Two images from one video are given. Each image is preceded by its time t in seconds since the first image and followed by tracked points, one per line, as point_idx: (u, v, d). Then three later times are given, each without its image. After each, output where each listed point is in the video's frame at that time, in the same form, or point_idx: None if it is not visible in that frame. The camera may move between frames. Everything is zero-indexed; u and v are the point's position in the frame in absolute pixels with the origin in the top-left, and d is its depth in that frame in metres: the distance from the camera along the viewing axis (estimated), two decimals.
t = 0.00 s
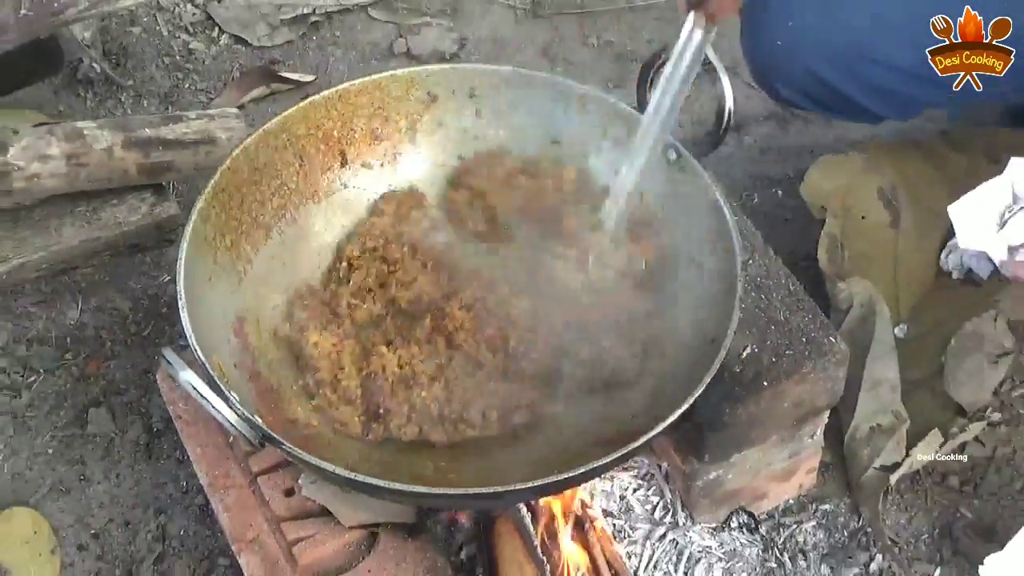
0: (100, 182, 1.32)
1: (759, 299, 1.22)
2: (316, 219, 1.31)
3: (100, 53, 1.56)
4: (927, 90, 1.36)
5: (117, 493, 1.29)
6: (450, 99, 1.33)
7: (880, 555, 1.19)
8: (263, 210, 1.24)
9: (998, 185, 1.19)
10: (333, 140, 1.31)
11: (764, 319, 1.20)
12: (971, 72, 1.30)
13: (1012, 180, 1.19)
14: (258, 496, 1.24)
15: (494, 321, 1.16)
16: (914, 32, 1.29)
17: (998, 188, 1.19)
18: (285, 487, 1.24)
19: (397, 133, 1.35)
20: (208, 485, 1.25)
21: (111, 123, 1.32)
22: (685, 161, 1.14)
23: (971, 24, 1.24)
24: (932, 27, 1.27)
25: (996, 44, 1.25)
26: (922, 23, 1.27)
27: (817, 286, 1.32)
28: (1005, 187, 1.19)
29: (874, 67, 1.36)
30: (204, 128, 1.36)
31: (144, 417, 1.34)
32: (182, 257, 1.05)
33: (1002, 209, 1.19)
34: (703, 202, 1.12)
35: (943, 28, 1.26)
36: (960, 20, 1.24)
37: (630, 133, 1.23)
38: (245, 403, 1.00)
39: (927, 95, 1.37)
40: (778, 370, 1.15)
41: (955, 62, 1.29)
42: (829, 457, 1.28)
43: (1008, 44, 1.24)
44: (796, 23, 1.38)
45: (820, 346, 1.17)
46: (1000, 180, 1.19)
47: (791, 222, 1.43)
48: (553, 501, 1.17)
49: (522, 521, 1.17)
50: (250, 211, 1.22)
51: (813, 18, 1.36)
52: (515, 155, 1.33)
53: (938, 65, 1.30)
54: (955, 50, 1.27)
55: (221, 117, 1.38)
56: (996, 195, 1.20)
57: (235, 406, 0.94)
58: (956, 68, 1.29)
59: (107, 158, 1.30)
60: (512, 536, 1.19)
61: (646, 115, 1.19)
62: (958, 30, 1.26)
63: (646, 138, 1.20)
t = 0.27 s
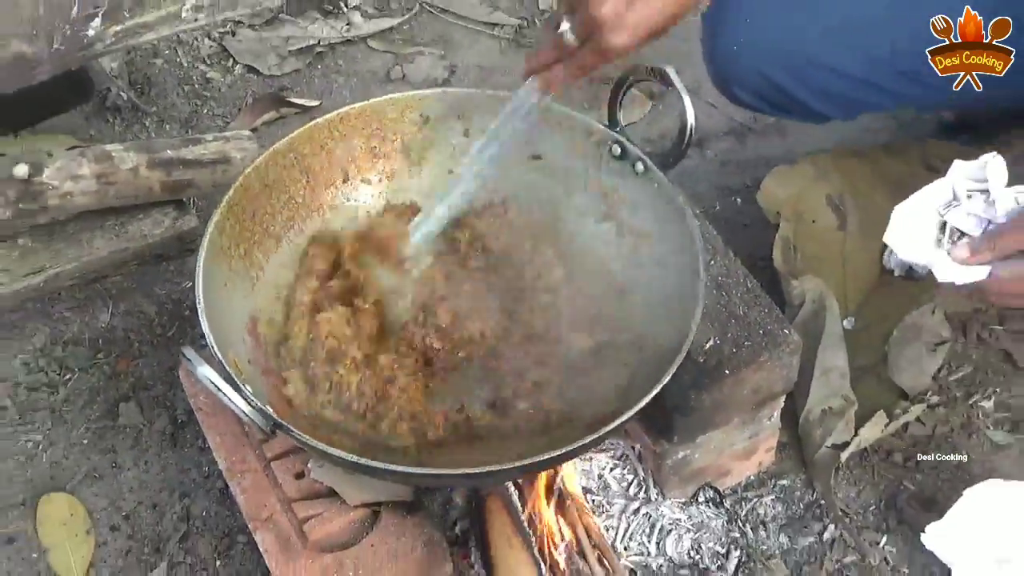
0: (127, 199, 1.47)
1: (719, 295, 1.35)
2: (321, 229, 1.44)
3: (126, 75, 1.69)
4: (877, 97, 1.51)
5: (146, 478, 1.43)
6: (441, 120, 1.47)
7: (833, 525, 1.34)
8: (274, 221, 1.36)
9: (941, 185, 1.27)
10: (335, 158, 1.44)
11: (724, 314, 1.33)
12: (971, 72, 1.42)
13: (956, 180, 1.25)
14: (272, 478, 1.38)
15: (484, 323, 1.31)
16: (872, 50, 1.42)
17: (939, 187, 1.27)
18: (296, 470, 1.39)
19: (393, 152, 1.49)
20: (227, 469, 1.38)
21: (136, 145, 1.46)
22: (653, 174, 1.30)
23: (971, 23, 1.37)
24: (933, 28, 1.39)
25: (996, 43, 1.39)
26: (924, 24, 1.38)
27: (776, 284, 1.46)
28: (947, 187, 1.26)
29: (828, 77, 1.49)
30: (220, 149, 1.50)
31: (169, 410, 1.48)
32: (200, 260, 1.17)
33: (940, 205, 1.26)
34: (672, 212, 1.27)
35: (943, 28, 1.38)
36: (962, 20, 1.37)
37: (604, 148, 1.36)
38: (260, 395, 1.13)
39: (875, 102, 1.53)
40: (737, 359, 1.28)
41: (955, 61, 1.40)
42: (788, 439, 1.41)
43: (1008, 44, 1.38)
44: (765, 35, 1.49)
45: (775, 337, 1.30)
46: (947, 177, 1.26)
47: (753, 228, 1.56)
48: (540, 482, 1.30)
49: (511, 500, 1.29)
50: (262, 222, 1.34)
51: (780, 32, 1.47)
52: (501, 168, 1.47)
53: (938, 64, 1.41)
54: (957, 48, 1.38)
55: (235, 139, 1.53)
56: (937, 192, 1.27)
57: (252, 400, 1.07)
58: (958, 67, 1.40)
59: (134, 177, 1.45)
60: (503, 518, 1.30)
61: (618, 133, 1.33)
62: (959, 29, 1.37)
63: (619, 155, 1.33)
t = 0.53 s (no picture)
0: (149, 209, 1.60)
1: (693, 295, 1.45)
2: (327, 234, 1.56)
3: (148, 92, 1.82)
4: (833, 120, 1.64)
5: (167, 464, 1.56)
6: (438, 134, 1.58)
7: (798, 506, 1.46)
8: (284, 227, 1.48)
9: (863, 223, 1.49)
10: (340, 168, 1.55)
11: (698, 313, 1.43)
12: (971, 73, 1.45)
13: (872, 223, 1.48)
14: (282, 465, 1.50)
15: (479, 324, 1.43)
16: (827, 78, 1.54)
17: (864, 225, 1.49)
18: (304, 458, 1.50)
19: (394, 161, 1.60)
20: (241, 457, 1.51)
21: (157, 158, 1.59)
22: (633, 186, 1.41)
23: (970, 23, 1.40)
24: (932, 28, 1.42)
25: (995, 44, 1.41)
26: (925, 24, 1.41)
27: (746, 286, 1.58)
28: (872, 223, 1.48)
29: (791, 102, 1.62)
30: (235, 161, 1.62)
31: (188, 402, 1.61)
32: (215, 267, 1.29)
33: (871, 235, 1.47)
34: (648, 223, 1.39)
35: (943, 27, 1.41)
36: (961, 20, 1.40)
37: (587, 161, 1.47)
38: (270, 389, 1.25)
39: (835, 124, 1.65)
40: (710, 354, 1.39)
41: (954, 62, 1.43)
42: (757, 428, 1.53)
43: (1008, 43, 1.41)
44: (730, 65, 1.61)
45: (745, 334, 1.41)
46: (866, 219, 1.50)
47: (727, 233, 1.68)
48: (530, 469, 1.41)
49: (502, 484, 1.41)
50: (272, 229, 1.45)
51: (744, 63, 1.60)
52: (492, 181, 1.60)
53: (939, 64, 1.44)
54: (955, 49, 1.42)
55: (248, 154, 1.65)
56: (864, 230, 1.49)
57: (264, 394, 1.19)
58: (956, 69, 1.44)
59: (155, 188, 1.58)
60: (496, 501, 1.42)
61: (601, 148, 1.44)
62: (958, 30, 1.40)
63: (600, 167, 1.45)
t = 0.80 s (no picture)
0: (171, 222, 1.76)
1: (664, 295, 1.60)
2: (332, 245, 1.73)
3: (170, 113, 1.96)
4: (787, 136, 1.80)
5: (189, 453, 1.72)
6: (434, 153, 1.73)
7: (762, 488, 1.62)
8: (293, 239, 1.64)
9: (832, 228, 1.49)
10: (344, 183, 1.70)
11: (670, 311, 1.59)
12: (972, 73, 1.53)
13: (833, 227, 1.50)
14: (292, 452, 1.65)
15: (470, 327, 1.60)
16: (782, 99, 1.71)
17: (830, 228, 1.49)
18: (312, 446, 1.66)
19: (393, 177, 1.75)
20: (255, 445, 1.66)
21: (178, 175, 1.75)
22: (611, 199, 1.57)
23: (971, 23, 1.48)
24: (933, 28, 1.54)
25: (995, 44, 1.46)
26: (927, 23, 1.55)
27: (714, 288, 1.73)
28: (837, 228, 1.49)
29: (752, 123, 1.77)
30: (248, 178, 1.79)
31: (207, 396, 1.77)
32: (229, 279, 1.45)
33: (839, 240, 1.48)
34: (624, 237, 1.56)
35: (943, 27, 1.53)
36: (961, 20, 1.49)
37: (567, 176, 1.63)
38: (279, 383, 1.42)
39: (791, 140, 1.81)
40: (680, 350, 1.53)
41: (955, 62, 1.54)
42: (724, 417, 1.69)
43: (1006, 45, 1.45)
44: (697, 87, 1.76)
45: (712, 331, 1.56)
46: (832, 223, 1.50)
47: (698, 241, 1.84)
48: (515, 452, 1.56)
49: (491, 466, 1.56)
50: (282, 240, 1.61)
51: (709, 84, 1.75)
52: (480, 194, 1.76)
53: (939, 64, 1.56)
54: (954, 49, 1.53)
55: (261, 171, 1.81)
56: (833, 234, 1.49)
57: (273, 387, 1.36)
58: (957, 67, 1.54)
59: (176, 203, 1.73)
60: (487, 484, 1.55)
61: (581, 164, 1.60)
62: (957, 29, 1.51)
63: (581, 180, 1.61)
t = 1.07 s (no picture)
0: (192, 231, 1.93)
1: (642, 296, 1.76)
2: (340, 250, 1.87)
3: (191, 131, 2.13)
4: (748, 152, 1.97)
5: (210, 442, 1.89)
6: (432, 167, 1.89)
7: (731, 471, 1.79)
8: (304, 246, 1.79)
9: (787, 240, 1.62)
10: (351, 195, 1.86)
11: (648, 311, 1.75)
12: (971, 73, 1.58)
13: (782, 239, 1.63)
14: (303, 441, 1.81)
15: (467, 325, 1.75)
16: (743, 114, 1.89)
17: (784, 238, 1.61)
18: (321, 435, 1.81)
19: (396, 188, 1.90)
20: (269, 434, 1.82)
21: (198, 189, 1.91)
22: (593, 210, 1.73)
23: (971, 23, 1.54)
24: (935, 27, 1.60)
25: (995, 44, 1.51)
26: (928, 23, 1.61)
27: (688, 290, 1.90)
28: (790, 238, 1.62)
29: (718, 140, 1.95)
30: (262, 192, 1.96)
31: (227, 390, 1.94)
32: (245, 281, 1.62)
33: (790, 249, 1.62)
34: (604, 244, 1.72)
35: (943, 28, 1.59)
36: (962, 20, 1.55)
37: (554, 189, 1.80)
38: (291, 378, 1.59)
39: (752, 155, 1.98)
40: (656, 346, 1.69)
41: (955, 62, 1.60)
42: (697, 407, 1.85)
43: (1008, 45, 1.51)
44: (670, 102, 1.95)
45: (685, 329, 1.71)
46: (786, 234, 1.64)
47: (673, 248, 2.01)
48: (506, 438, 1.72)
49: (485, 453, 1.71)
50: (294, 247, 1.77)
51: (681, 100, 1.94)
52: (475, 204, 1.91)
53: (939, 64, 1.62)
54: (954, 49, 1.59)
55: (275, 185, 1.98)
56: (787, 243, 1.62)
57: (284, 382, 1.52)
58: (957, 67, 1.60)
59: (196, 214, 1.90)
60: (481, 466, 1.70)
61: (565, 178, 1.76)
62: (957, 29, 1.57)
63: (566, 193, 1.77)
